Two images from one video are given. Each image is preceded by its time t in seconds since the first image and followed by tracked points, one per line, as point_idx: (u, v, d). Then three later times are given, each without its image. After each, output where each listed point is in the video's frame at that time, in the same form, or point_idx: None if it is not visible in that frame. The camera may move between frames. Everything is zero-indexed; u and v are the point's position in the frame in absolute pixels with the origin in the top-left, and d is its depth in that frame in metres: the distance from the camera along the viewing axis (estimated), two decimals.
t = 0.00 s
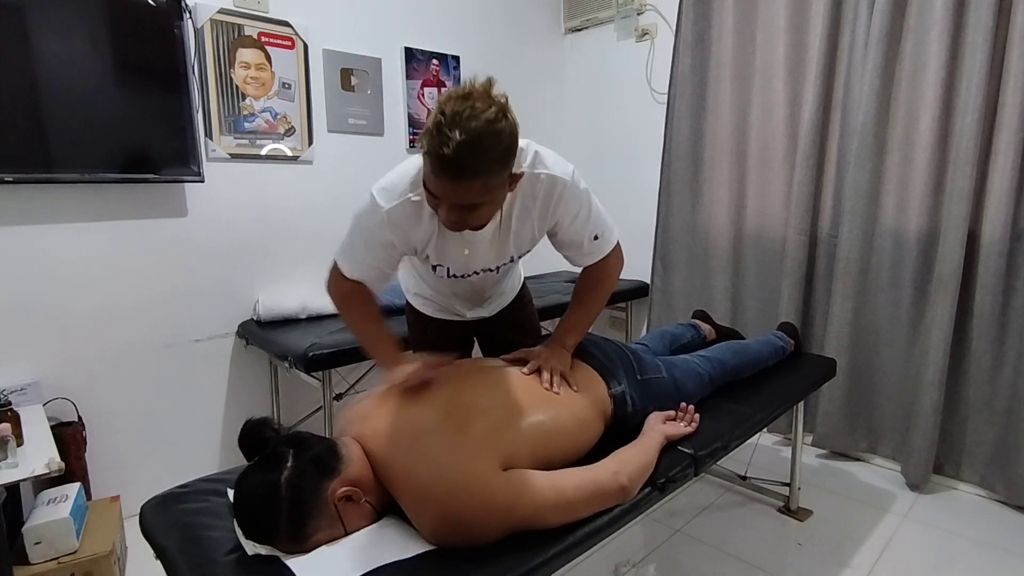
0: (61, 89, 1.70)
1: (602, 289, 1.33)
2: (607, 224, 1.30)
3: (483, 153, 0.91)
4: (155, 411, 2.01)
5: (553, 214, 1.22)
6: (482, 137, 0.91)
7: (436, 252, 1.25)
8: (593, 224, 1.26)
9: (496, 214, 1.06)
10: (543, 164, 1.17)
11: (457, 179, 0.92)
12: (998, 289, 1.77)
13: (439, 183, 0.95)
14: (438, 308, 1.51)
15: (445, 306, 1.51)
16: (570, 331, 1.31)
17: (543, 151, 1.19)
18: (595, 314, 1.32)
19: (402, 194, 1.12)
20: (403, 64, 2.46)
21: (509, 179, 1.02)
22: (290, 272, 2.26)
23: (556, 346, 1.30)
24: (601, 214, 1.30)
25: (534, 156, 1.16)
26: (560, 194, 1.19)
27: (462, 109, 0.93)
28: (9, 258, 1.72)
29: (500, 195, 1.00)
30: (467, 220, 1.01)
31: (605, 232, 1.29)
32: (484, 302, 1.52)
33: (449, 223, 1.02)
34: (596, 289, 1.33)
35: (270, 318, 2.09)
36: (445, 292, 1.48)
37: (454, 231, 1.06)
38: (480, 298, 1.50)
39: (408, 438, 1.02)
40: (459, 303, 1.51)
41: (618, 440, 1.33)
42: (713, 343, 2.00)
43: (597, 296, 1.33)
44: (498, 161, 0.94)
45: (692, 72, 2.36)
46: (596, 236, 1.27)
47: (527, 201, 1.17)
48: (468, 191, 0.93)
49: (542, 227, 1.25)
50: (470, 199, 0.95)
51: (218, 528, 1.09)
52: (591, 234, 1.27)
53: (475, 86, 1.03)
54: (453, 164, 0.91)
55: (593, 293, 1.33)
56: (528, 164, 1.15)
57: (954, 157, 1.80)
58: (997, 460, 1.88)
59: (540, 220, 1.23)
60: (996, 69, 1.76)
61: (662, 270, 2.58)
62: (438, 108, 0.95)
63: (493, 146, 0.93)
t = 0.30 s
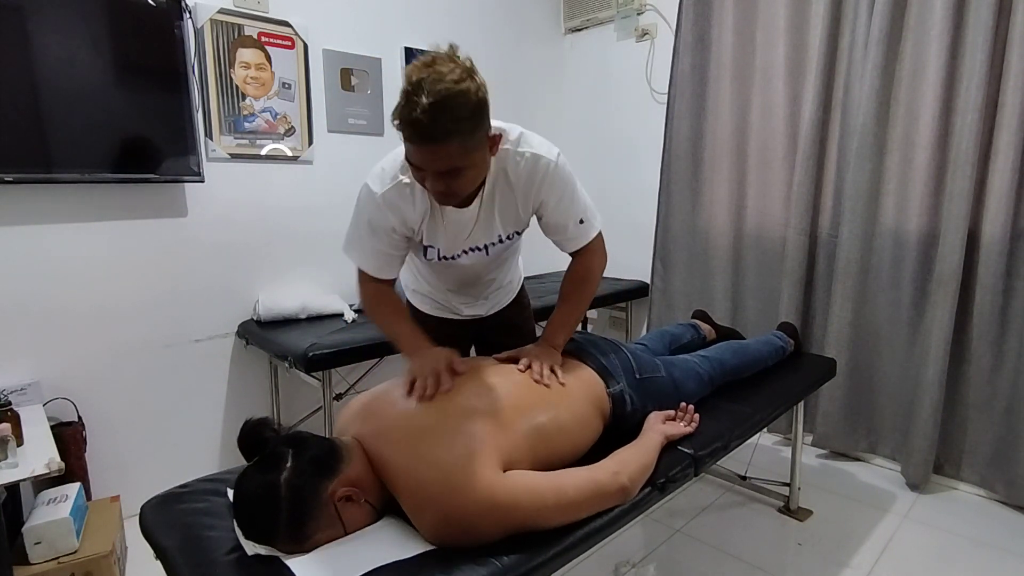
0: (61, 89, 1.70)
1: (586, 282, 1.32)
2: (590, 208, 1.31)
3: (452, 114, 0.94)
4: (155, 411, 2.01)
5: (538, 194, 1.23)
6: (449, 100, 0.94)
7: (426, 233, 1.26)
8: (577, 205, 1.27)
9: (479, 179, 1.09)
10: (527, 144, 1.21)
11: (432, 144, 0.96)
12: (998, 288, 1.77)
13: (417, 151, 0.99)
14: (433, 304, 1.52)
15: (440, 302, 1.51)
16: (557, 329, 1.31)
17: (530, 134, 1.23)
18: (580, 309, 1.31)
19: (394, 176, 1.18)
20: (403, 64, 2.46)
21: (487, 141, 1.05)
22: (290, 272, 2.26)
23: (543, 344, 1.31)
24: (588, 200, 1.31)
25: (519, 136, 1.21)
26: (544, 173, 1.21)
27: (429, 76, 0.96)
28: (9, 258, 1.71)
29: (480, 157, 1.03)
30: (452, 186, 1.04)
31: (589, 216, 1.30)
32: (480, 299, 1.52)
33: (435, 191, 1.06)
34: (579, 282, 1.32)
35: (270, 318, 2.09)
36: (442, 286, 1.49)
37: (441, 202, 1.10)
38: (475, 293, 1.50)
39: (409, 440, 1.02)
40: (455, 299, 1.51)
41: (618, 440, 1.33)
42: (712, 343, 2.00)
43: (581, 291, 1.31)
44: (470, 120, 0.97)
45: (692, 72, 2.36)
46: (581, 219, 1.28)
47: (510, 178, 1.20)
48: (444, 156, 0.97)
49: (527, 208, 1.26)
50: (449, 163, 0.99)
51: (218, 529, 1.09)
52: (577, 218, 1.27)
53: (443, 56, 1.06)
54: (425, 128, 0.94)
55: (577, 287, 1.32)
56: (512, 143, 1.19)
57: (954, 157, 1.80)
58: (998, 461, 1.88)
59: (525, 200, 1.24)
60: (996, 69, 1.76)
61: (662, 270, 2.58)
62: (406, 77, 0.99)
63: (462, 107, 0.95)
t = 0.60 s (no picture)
0: (61, 89, 1.70)
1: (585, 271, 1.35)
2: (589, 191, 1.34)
3: (437, 88, 1.03)
4: (155, 411, 2.01)
5: (536, 177, 1.29)
6: (434, 77, 1.03)
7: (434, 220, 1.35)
8: (573, 187, 1.31)
9: (475, 156, 1.15)
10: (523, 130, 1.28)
11: (423, 119, 1.04)
12: (999, 288, 1.77)
13: (411, 129, 1.07)
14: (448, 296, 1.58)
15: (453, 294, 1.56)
16: (554, 315, 1.35)
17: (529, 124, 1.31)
18: (579, 298, 1.35)
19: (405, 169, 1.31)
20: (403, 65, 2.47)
21: (477, 117, 1.12)
22: (290, 272, 2.26)
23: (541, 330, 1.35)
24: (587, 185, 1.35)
25: (516, 123, 1.29)
26: (540, 156, 1.27)
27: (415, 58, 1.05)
28: (9, 258, 1.71)
29: (470, 130, 1.10)
30: (449, 162, 1.11)
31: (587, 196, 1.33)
32: (493, 293, 1.54)
33: (433, 170, 1.13)
34: (576, 265, 1.35)
35: (270, 318, 2.09)
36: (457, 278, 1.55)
37: (441, 182, 1.17)
38: (487, 287, 1.54)
39: (408, 437, 1.02)
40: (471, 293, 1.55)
41: (618, 439, 1.34)
42: (712, 343, 2.00)
43: (581, 280, 1.34)
44: (455, 93, 1.05)
45: (692, 73, 2.36)
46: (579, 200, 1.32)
47: (507, 163, 1.27)
48: (435, 129, 1.04)
49: (528, 192, 1.31)
50: (440, 138, 1.06)
51: (218, 528, 1.09)
52: (575, 199, 1.31)
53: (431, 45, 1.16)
54: (415, 105, 1.03)
55: (576, 274, 1.35)
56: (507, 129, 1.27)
57: (954, 157, 1.80)
58: (998, 461, 1.88)
59: (524, 184, 1.30)
60: (996, 69, 1.76)
61: (662, 270, 2.58)
62: (397, 63, 1.08)
63: (446, 81, 1.04)
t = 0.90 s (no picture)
0: (61, 89, 1.70)
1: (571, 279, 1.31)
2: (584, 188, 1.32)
3: (435, 74, 1.07)
4: (155, 411, 2.01)
5: (537, 169, 1.31)
6: (431, 63, 1.08)
7: (449, 212, 1.42)
8: (568, 180, 1.30)
9: (475, 144, 1.19)
10: (527, 123, 1.33)
11: (421, 104, 1.08)
12: (999, 288, 1.77)
13: (412, 116, 1.12)
14: (472, 289, 1.63)
15: (477, 287, 1.61)
16: (541, 324, 1.33)
17: (536, 118, 1.35)
18: (565, 305, 1.33)
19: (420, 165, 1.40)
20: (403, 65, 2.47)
21: (475, 105, 1.16)
22: (290, 272, 2.26)
23: (529, 341, 1.34)
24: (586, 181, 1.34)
25: (523, 118, 1.34)
26: (542, 147, 1.30)
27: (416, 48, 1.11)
28: (8, 258, 1.71)
29: (469, 116, 1.14)
30: (449, 146, 1.15)
31: (581, 193, 1.31)
32: (515, 286, 1.58)
33: (435, 155, 1.17)
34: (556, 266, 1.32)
35: (270, 318, 2.09)
36: (480, 272, 1.60)
37: (444, 169, 1.21)
38: (509, 279, 1.58)
39: (408, 439, 1.02)
40: (493, 288, 1.59)
41: (618, 440, 1.34)
42: (712, 343, 2.00)
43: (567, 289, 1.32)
44: (452, 79, 1.09)
45: (692, 72, 2.36)
46: (570, 195, 1.30)
47: (514, 156, 1.32)
48: (434, 112, 1.09)
49: (532, 185, 1.34)
50: (439, 122, 1.11)
51: (218, 529, 1.09)
52: (565, 195, 1.30)
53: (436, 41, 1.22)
54: (413, 90, 1.07)
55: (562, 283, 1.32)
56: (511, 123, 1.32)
57: (954, 157, 1.80)
58: (998, 461, 1.88)
59: (526, 175, 1.32)
60: (996, 69, 1.76)
61: (662, 270, 2.58)
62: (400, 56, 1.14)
63: (444, 67, 1.08)
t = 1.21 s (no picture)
0: (61, 89, 1.70)
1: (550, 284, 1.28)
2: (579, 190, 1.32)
3: (434, 60, 1.08)
4: (155, 411, 2.01)
5: (535, 167, 1.31)
6: (431, 49, 1.09)
7: (450, 206, 1.43)
8: (563, 180, 1.29)
9: (475, 133, 1.20)
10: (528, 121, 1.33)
11: (419, 90, 1.09)
12: (999, 288, 1.77)
13: (412, 103, 1.13)
14: (478, 289, 1.63)
15: (483, 287, 1.61)
16: (523, 328, 1.30)
17: (539, 116, 1.35)
18: (543, 310, 1.29)
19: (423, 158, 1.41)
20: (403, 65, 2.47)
21: (475, 93, 1.17)
22: (290, 272, 2.26)
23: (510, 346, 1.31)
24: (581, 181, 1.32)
25: (525, 116, 1.34)
26: (541, 147, 1.30)
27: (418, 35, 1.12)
28: (8, 258, 1.71)
29: (467, 104, 1.15)
30: (447, 133, 1.16)
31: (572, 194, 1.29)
32: (519, 286, 1.56)
33: (434, 142, 1.18)
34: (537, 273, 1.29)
35: (270, 318, 2.09)
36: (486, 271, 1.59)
37: (443, 157, 1.22)
38: (513, 279, 1.56)
39: (409, 440, 1.02)
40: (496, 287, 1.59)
41: (618, 440, 1.34)
42: (713, 343, 2.00)
43: (546, 295, 1.28)
44: (452, 66, 1.10)
45: (692, 72, 2.36)
46: (561, 195, 1.29)
47: (513, 155, 1.32)
48: (431, 99, 1.10)
49: (530, 183, 1.34)
50: (437, 109, 1.12)
51: (218, 529, 1.09)
52: (556, 195, 1.29)
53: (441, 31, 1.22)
54: (412, 76, 1.09)
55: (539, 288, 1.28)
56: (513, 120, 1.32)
57: (954, 158, 1.80)
58: (998, 461, 1.88)
59: (524, 172, 1.32)
60: (996, 69, 1.76)
61: (662, 270, 2.58)
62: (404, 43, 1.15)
63: (444, 54, 1.09)
